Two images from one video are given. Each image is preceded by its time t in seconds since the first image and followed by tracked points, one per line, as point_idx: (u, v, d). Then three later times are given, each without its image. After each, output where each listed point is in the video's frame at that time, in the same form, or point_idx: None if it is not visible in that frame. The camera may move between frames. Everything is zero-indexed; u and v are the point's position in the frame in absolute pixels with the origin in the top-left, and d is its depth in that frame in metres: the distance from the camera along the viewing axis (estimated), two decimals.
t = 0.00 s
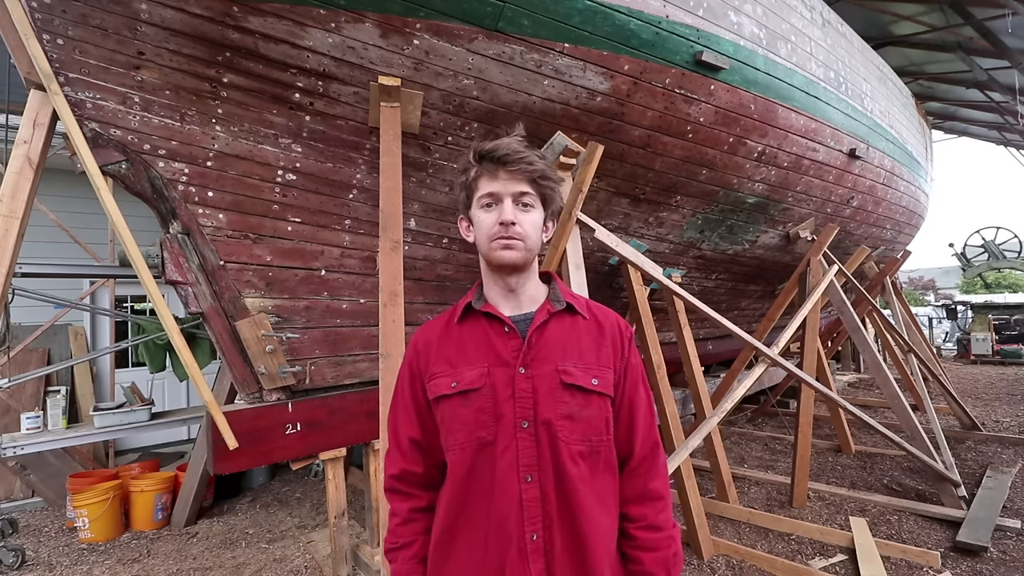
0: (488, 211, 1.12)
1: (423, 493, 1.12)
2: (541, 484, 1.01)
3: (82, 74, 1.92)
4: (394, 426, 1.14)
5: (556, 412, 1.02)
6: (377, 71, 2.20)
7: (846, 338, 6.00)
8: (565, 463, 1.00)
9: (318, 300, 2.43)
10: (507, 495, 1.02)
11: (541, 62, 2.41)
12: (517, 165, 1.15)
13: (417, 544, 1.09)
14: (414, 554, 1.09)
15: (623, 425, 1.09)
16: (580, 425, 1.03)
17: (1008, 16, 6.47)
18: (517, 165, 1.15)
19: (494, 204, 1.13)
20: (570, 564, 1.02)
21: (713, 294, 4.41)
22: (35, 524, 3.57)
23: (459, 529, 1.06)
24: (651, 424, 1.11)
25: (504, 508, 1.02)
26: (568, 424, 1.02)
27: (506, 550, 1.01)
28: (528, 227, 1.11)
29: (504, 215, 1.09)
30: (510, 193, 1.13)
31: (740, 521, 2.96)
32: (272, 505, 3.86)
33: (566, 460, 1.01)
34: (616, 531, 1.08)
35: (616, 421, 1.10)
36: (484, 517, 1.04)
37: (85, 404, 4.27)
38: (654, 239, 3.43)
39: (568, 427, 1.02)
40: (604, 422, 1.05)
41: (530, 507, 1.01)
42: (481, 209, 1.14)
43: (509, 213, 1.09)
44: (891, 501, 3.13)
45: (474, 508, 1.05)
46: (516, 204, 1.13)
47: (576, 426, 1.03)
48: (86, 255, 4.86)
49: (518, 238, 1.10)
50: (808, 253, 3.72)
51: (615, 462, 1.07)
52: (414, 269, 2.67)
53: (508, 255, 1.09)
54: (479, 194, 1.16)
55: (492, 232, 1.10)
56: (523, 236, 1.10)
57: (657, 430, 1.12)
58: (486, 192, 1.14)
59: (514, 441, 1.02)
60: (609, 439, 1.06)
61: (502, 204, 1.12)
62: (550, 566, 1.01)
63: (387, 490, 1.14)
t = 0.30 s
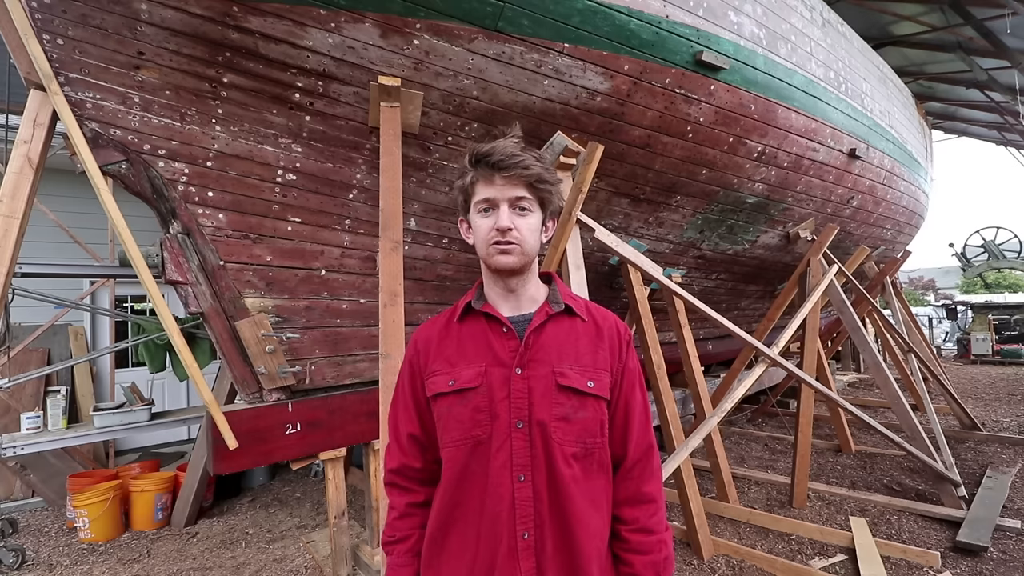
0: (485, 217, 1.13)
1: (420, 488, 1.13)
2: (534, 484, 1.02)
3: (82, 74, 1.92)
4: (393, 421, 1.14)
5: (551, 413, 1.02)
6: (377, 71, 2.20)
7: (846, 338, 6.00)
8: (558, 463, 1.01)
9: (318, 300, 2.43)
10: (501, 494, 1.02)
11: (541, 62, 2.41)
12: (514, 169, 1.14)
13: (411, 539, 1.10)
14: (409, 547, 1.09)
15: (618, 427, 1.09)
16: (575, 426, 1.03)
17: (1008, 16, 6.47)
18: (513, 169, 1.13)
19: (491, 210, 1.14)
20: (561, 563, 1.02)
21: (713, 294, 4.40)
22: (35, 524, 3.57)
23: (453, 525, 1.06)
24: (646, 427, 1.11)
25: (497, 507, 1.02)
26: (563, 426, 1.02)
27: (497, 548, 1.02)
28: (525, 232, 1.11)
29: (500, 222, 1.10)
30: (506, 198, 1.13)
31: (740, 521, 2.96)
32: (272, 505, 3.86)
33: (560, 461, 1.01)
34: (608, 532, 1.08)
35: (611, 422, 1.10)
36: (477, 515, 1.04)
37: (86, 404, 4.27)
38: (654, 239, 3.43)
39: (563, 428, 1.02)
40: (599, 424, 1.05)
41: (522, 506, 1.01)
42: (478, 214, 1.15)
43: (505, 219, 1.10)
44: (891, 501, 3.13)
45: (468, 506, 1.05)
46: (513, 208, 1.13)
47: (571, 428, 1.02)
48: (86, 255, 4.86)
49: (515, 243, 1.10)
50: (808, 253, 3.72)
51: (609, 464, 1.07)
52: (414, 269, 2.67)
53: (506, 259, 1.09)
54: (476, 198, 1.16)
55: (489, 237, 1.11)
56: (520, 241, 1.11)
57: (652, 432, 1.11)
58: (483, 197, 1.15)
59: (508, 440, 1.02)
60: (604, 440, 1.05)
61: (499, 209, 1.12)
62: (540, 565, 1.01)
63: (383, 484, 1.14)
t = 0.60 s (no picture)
0: (488, 213, 1.12)
1: (418, 484, 1.13)
2: (531, 483, 1.02)
3: (82, 75, 1.92)
4: (392, 418, 1.14)
5: (548, 415, 1.02)
6: (377, 70, 2.20)
7: (846, 338, 6.00)
8: (554, 464, 1.01)
9: (318, 300, 2.43)
10: (497, 494, 1.02)
11: (541, 62, 2.41)
12: (516, 166, 1.15)
13: (409, 535, 1.11)
14: (409, 543, 1.09)
15: (613, 428, 1.10)
16: (572, 428, 1.03)
17: (1008, 16, 6.47)
18: (515, 166, 1.14)
19: (494, 206, 1.13)
20: (555, 562, 1.03)
21: (713, 294, 4.40)
22: (35, 524, 3.57)
23: (450, 522, 1.06)
24: (641, 428, 1.11)
25: (493, 506, 1.03)
26: (560, 427, 1.02)
27: (492, 546, 1.02)
28: (528, 227, 1.11)
29: (504, 217, 1.09)
30: (510, 194, 1.13)
31: (740, 521, 2.96)
32: (272, 505, 3.86)
33: (556, 461, 1.01)
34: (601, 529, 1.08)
35: (606, 424, 1.10)
36: (474, 513, 1.05)
37: (86, 404, 4.27)
38: (654, 239, 3.43)
39: (560, 430, 1.02)
40: (595, 425, 1.05)
41: (518, 506, 1.01)
42: (481, 211, 1.14)
43: (509, 214, 1.10)
44: (891, 501, 3.13)
45: (465, 504, 1.05)
46: (515, 205, 1.13)
47: (568, 430, 1.03)
48: (86, 255, 4.86)
49: (519, 238, 1.10)
50: (808, 253, 3.72)
51: (604, 464, 1.07)
52: (414, 269, 2.67)
53: (509, 255, 1.09)
54: (478, 196, 1.16)
55: (492, 233, 1.10)
56: (524, 236, 1.10)
57: (647, 434, 1.12)
58: (486, 194, 1.14)
59: (506, 441, 1.02)
60: (600, 441, 1.06)
61: (502, 206, 1.12)
62: (535, 563, 1.02)
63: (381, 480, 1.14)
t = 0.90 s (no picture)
0: (482, 217, 1.12)
1: (420, 482, 1.13)
2: (532, 481, 1.02)
3: (82, 74, 1.92)
4: (393, 418, 1.14)
5: (547, 413, 1.02)
6: (377, 70, 2.20)
7: (846, 338, 6.00)
8: (554, 461, 1.01)
9: (318, 300, 2.43)
10: (499, 492, 1.02)
11: (541, 62, 2.41)
12: (509, 168, 1.14)
13: (413, 533, 1.11)
14: (413, 540, 1.10)
15: (610, 424, 1.10)
16: (572, 425, 1.03)
17: (1008, 16, 6.47)
18: (508, 168, 1.14)
19: (488, 209, 1.13)
20: (557, 556, 1.03)
21: (713, 294, 4.40)
22: (35, 524, 3.57)
23: (454, 520, 1.06)
24: (638, 423, 1.12)
25: (495, 503, 1.03)
26: (560, 425, 1.02)
27: (496, 543, 1.02)
28: (522, 230, 1.11)
29: (498, 220, 1.09)
30: (503, 197, 1.13)
31: (740, 521, 2.96)
32: (272, 505, 3.86)
33: (557, 459, 1.01)
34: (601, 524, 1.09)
35: (604, 420, 1.10)
36: (477, 511, 1.05)
37: (86, 404, 4.27)
38: (654, 239, 3.43)
39: (559, 427, 1.02)
40: (594, 422, 1.05)
41: (520, 503, 1.02)
42: (475, 214, 1.14)
43: (503, 217, 1.10)
44: (891, 501, 3.13)
45: (467, 502, 1.05)
46: (509, 207, 1.13)
47: (568, 427, 1.03)
48: (86, 255, 4.86)
49: (513, 242, 1.10)
50: (808, 253, 3.72)
51: (603, 459, 1.08)
52: (414, 269, 2.67)
53: (504, 259, 1.09)
54: (472, 199, 1.16)
55: (487, 237, 1.10)
56: (518, 239, 1.11)
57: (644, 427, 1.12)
58: (479, 197, 1.14)
59: (506, 440, 1.02)
60: (599, 437, 1.06)
61: (496, 209, 1.12)
62: (538, 558, 1.02)
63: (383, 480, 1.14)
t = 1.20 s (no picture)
0: (483, 220, 1.13)
1: (422, 481, 1.13)
2: (534, 480, 1.02)
3: (82, 74, 1.92)
4: (394, 418, 1.14)
5: (550, 413, 1.02)
6: (377, 71, 2.20)
7: (846, 338, 6.00)
8: (556, 461, 1.01)
9: (318, 300, 2.43)
10: (502, 492, 1.02)
11: (541, 62, 2.41)
12: (508, 170, 1.14)
13: (415, 531, 1.11)
14: (415, 539, 1.10)
15: (611, 423, 1.10)
16: (574, 425, 1.03)
17: (1008, 16, 6.47)
18: (508, 170, 1.14)
19: (489, 212, 1.13)
20: (559, 555, 1.04)
21: (713, 294, 4.40)
22: (35, 524, 3.57)
23: (456, 519, 1.06)
24: (639, 422, 1.12)
25: (498, 503, 1.03)
26: (562, 425, 1.02)
27: (498, 543, 1.02)
28: (523, 232, 1.11)
29: (499, 223, 1.10)
30: (504, 199, 1.13)
31: (740, 521, 2.95)
32: (272, 505, 3.86)
33: (559, 459, 1.01)
34: (602, 522, 1.09)
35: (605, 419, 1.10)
36: (480, 510, 1.05)
37: (86, 404, 4.27)
38: (654, 239, 3.43)
39: (562, 427, 1.02)
40: (596, 422, 1.05)
41: (522, 503, 1.02)
42: (476, 216, 1.14)
43: (503, 220, 1.10)
44: (891, 501, 3.13)
45: (469, 502, 1.05)
46: (509, 209, 1.13)
47: (570, 427, 1.03)
48: (86, 255, 4.86)
49: (514, 243, 1.10)
50: (808, 253, 3.72)
51: (605, 458, 1.08)
52: (414, 269, 2.67)
53: (505, 260, 1.09)
54: (472, 202, 1.16)
55: (488, 239, 1.11)
56: (519, 241, 1.11)
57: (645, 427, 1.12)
58: (479, 199, 1.14)
59: (508, 440, 1.02)
60: (601, 437, 1.06)
61: (496, 211, 1.12)
62: (540, 557, 1.02)
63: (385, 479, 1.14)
